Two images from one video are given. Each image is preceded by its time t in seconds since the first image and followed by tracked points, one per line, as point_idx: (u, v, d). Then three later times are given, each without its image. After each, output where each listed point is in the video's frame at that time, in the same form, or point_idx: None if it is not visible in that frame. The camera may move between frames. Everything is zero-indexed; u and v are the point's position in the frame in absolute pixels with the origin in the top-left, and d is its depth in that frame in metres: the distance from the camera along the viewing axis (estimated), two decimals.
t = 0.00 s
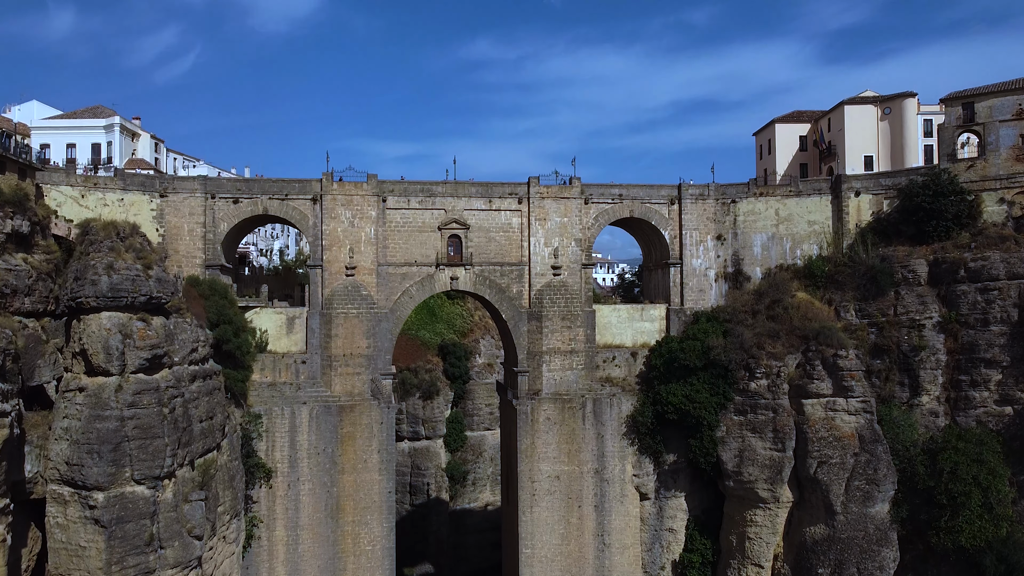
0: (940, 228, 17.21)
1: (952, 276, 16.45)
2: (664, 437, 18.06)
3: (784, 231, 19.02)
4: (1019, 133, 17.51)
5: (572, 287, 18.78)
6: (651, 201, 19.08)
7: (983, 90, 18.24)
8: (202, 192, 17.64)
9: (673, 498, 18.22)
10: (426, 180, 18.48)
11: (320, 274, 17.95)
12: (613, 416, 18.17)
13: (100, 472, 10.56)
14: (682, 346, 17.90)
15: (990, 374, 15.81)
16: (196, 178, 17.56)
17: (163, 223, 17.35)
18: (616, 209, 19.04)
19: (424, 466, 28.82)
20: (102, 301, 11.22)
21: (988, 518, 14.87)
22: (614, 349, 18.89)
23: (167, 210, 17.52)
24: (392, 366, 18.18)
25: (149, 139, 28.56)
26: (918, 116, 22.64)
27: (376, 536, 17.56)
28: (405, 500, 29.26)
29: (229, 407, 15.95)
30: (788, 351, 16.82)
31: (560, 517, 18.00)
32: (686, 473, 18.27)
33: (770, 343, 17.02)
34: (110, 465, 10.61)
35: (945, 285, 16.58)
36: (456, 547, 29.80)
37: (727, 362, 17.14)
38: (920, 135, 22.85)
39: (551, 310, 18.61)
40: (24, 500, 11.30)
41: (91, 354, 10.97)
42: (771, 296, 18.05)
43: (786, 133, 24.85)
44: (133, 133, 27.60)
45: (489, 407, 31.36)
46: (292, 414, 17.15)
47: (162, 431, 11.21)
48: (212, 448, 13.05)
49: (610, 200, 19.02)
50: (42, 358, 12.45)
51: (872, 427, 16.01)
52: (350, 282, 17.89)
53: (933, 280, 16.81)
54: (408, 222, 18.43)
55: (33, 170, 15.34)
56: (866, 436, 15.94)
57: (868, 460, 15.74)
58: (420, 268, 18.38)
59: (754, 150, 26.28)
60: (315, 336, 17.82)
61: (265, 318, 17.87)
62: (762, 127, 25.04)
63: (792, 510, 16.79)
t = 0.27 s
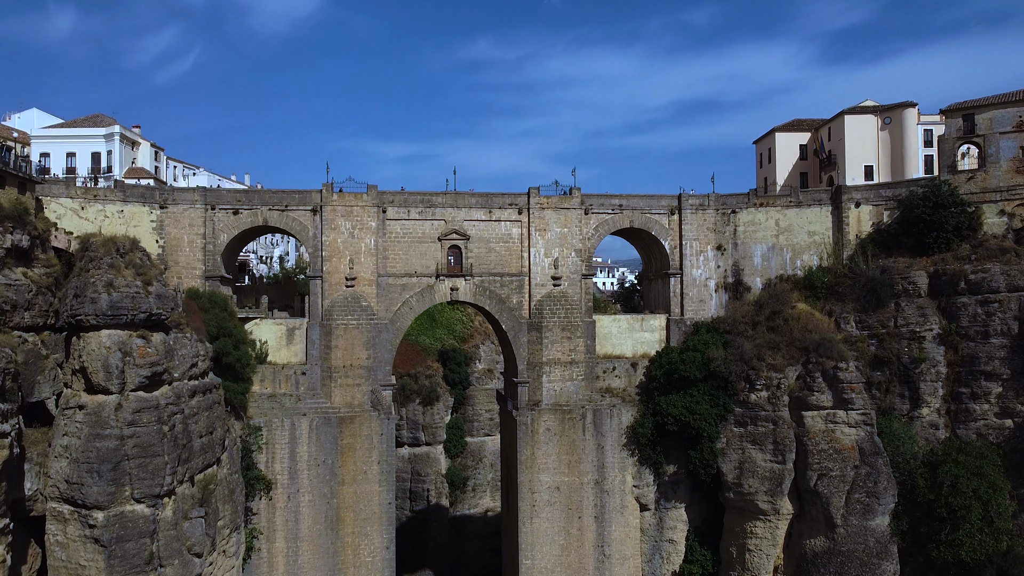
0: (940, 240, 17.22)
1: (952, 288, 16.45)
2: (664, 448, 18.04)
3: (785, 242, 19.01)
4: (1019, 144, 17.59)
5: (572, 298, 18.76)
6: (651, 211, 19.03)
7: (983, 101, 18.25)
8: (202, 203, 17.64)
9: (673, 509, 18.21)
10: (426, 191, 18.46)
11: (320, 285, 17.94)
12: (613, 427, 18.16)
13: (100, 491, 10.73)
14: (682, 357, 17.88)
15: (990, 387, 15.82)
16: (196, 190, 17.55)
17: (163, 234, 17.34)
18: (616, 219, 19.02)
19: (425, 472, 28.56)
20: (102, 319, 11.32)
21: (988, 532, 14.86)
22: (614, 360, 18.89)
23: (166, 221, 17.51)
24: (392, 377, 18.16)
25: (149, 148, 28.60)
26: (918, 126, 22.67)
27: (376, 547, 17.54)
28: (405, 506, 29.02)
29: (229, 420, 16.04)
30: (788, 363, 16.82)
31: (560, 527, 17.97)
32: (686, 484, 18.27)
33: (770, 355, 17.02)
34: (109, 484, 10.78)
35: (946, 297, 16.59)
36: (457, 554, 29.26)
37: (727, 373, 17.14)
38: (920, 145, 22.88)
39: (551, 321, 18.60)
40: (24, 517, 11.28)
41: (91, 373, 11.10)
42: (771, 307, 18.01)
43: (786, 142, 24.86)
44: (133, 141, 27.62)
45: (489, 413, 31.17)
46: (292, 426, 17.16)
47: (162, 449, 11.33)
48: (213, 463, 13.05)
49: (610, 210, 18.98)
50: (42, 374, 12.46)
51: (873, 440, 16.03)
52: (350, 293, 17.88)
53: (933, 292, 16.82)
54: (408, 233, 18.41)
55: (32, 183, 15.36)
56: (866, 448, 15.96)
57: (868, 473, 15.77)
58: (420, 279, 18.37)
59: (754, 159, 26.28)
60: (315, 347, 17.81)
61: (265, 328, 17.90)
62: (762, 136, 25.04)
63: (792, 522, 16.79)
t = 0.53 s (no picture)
0: (941, 250, 17.24)
1: (953, 299, 16.47)
2: (665, 457, 18.02)
3: (785, 251, 18.99)
4: (1021, 155, 17.66)
5: (572, 307, 18.75)
6: (652, 220, 18.92)
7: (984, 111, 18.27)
8: (202, 213, 17.62)
9: (673, 519, 18.21)
10: (427, 201, 18.45)
11: (320, 295, 17.93)
12: (614, 436, 18.16)
13: (101, 509, 10.86)
14: (683, 366, 17.85)
15: (991, 398, 15.86)
16: (196, 199, 17.53)
17: (163, 244, 17.32)
18: (617, 228, 19.00)
19: (426, 476, 28.49)
20: (103, 336, 11.36)
21: (988, 543, 14.93)
22: (615, 369, 18.89)
23: (167, 231, 17.50)
24: (392, 387, 18.15)
25: (150, 155, 28.59)
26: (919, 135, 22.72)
27: (377, 557, 17.53)
28: (406, 510, 29.05)
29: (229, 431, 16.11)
30: (788, 374, 16.82)
31: (560, 537, 17.96)
32: (687, 494, 18.27)
33: (771, 365, 17.02)
34: (110, 502, 10.90)
35: (946, 307, 16.60)
36: (456, 559, 29.13)
37: (728, 384, 17.14)
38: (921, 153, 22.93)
39: (551, 330, 18.59)
40: (25, 532, 11.28)
41: (93, 391, 11.18)
42: (771, 317, 17.98)
43: (786, 150, 24.88)
44: (133, 150, 27.61)
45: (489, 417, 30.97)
46: (293, 436, 17.14)
47: (163, 465, 11.41)
48: (215, 477, 13.06)
49: (611, 219, 18.88)
50: (42, 390, 12.47)
51: (873, 451, 16.05)
52: (350, 303, 17.88)
53: (933, 302, 16.87)
54: (408, 242, 18.40)
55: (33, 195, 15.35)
56: (867, 459, 15.98)
57: (869, 484, 15.80)
58: (420, 288, 18.37)
59: (755, 166, 26.31)
60: (315, 356, 17.81)
61: (266, 338, 17.96)
62: (762, 144, 25.07)
63: (793, 532, 16.80)
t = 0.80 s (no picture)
0: (941, 257, 17.25)
1: (953, 306, 16.49)
2: (665, 463, 18.03)
3: (786, 257, 18.98)
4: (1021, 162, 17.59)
5: (573, 313, 18.74)
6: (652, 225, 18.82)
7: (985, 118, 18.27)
8: (203, 219, 17.60)
9: (673, 524, 18.25)
10: (427, 207, 18.42)
11: (321, 301, 17.92)
12: (614, 442, 18.18)
13: (101, 524, 10.93)
14: (683, 373, 17.84)
15: (991, 406, 15.91)
16: (197, 206, 17.51)
17: (163, 251, 17.32)
18: (618, 234, 18.97)
19: (426, 477, 28.29)
20: (104, 349, 11.41)
21: (988, 552, 14.98)
22: (615, 375, 18.91)
23: (167, 237, 17.49)
24: (392, 393, 18.17)
25: (150, 159, 28.56)
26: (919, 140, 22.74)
27: (378, 563, 17.56)
28: (406, 510, 29.10)
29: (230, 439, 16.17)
30: (788, 381, 16.83)
31: (561, 542, 17.98)
32: (687, 500, 18.28)
33: (771, 372, 17.04)
34: (111, 516, 10.98)
35: (947, 315, 16.61)
36: (456, 559, 29.21)
37: (728, 391, 17.16)
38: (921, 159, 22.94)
39: (551, 336, 18.59)
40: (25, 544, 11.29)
41: (93, 404, 11.25)
42: (771, 323, 17.97)
43: (787, 154, 24.88)
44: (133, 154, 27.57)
45: (488, 418, 30.82)
46: (293, 443, 17.18)
47: (164, 479, 11.48)
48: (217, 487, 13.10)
49: (611, 224, 18.79)
50: (43, 401, 12.49)
51: (873, 459, 16.08)
52: (350, 309, 17.88)
53: (933, 309, 16.84)
54: (408, 248, 18.38)
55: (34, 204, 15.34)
56: (867, 467, 16.02)
57: (868, 492, 15.83)
58: (421, 294, 18.37)
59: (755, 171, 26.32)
60: (315, 363, 17.81)
61: (266, 344, 17.96)
62: (763, 148, 25.07)
63: (792, 539, 16.84)
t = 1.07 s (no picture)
0: (942, 251, 17.26)
1: (953, 300, 16.50)
2: (664, 455, 18.12)
3: (786, 249, 18.96)
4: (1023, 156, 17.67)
5: (572, 305, 18.74)
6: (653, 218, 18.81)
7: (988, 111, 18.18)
8: (202, 212, 17.56)
9: (672, 515, 18.37)
10: (427, 199, 18.38)
11: (321, 293, 17.93)
12: (613, 434, 18.27)
13: (103, 523, 11.04)
14: (682, 365, 17.88)
15: (990, 400, 15.97)
16: (196, 199, 17.47)
17: (163, 243, 17.31)
18: (618, 226, 18.93)
19: (426, 464, 28.37)
20: (104, 348, 11.44)
21: (984, 545, 15.11)
22: (615, 366, 18.96)
23: (166, 230, 17.47)
24: (393, 385, 18.23)
25: (149, 148, 28.45)
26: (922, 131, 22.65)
27: (378, 553, 17.68)
28: (407, 496, 29.26)
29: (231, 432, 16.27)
30: (788, 374, 16.89)
31: (560, 533, 18.12)
32: (686, 491, 18.39)
33: (770, 365, 17.08)
34: (113, 515, 11.09)
35: (947, 309, 16.63)
36: (456, 545, 29.25)
37: (727, 384, 17.20)
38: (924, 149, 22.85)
39: (551, 328, 18.62)
40: (29, 540, 11.34)
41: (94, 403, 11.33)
42: (771, 316, 18.00)
43: (788, 145, 24.80)
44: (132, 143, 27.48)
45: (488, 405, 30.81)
46: (294, 435, 17.28)
47: (166, 477, 11.60)
48: (218, 483, 13.19)
49: (611, 217, 18.75)
50: (44, 398, 12.49)
51: (871, 452, 16.17)
52: (350, 302, 17.89)
53: (933, 303, 16.87)
54: (408, 240, 18.35)
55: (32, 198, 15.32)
56: (865, 460, 16.11)
57: (866, 485, 15.92)
58: (421, 287, 18.37)
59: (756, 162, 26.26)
60: (315, 355, 17.85)
61: (267, 336, 18.00)
62: (764, 138, 24.97)
63: (790, 530, 16.97)
